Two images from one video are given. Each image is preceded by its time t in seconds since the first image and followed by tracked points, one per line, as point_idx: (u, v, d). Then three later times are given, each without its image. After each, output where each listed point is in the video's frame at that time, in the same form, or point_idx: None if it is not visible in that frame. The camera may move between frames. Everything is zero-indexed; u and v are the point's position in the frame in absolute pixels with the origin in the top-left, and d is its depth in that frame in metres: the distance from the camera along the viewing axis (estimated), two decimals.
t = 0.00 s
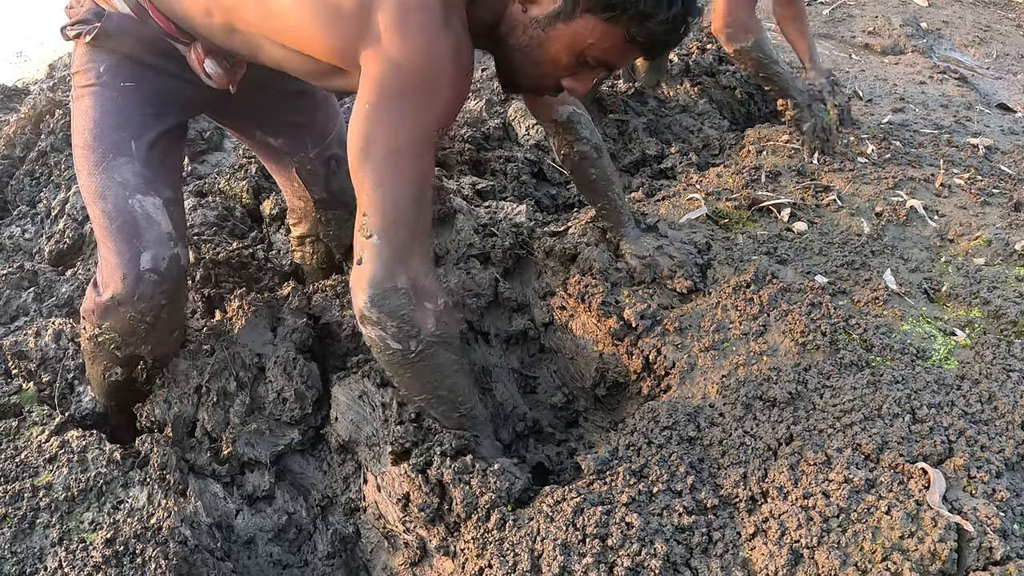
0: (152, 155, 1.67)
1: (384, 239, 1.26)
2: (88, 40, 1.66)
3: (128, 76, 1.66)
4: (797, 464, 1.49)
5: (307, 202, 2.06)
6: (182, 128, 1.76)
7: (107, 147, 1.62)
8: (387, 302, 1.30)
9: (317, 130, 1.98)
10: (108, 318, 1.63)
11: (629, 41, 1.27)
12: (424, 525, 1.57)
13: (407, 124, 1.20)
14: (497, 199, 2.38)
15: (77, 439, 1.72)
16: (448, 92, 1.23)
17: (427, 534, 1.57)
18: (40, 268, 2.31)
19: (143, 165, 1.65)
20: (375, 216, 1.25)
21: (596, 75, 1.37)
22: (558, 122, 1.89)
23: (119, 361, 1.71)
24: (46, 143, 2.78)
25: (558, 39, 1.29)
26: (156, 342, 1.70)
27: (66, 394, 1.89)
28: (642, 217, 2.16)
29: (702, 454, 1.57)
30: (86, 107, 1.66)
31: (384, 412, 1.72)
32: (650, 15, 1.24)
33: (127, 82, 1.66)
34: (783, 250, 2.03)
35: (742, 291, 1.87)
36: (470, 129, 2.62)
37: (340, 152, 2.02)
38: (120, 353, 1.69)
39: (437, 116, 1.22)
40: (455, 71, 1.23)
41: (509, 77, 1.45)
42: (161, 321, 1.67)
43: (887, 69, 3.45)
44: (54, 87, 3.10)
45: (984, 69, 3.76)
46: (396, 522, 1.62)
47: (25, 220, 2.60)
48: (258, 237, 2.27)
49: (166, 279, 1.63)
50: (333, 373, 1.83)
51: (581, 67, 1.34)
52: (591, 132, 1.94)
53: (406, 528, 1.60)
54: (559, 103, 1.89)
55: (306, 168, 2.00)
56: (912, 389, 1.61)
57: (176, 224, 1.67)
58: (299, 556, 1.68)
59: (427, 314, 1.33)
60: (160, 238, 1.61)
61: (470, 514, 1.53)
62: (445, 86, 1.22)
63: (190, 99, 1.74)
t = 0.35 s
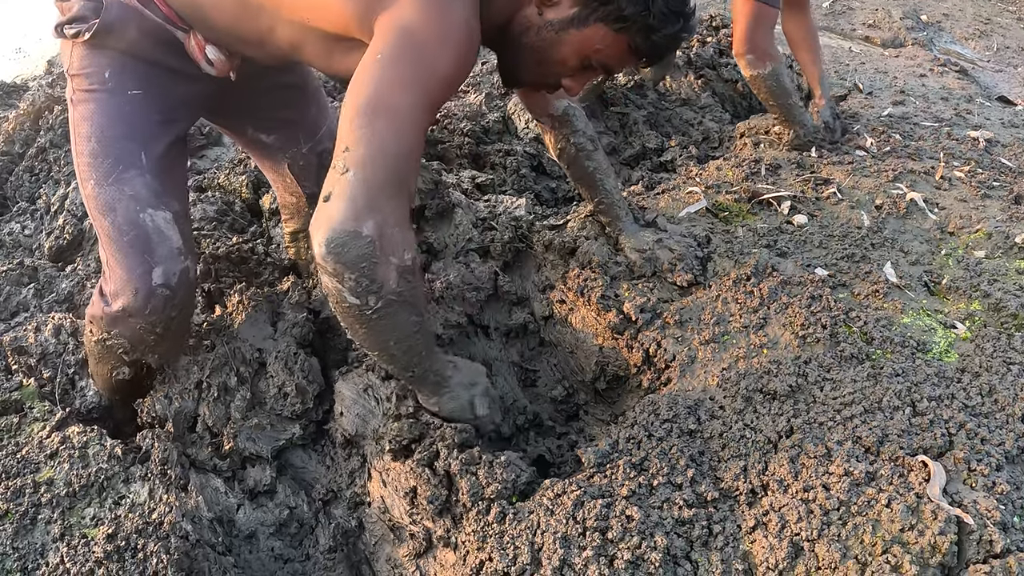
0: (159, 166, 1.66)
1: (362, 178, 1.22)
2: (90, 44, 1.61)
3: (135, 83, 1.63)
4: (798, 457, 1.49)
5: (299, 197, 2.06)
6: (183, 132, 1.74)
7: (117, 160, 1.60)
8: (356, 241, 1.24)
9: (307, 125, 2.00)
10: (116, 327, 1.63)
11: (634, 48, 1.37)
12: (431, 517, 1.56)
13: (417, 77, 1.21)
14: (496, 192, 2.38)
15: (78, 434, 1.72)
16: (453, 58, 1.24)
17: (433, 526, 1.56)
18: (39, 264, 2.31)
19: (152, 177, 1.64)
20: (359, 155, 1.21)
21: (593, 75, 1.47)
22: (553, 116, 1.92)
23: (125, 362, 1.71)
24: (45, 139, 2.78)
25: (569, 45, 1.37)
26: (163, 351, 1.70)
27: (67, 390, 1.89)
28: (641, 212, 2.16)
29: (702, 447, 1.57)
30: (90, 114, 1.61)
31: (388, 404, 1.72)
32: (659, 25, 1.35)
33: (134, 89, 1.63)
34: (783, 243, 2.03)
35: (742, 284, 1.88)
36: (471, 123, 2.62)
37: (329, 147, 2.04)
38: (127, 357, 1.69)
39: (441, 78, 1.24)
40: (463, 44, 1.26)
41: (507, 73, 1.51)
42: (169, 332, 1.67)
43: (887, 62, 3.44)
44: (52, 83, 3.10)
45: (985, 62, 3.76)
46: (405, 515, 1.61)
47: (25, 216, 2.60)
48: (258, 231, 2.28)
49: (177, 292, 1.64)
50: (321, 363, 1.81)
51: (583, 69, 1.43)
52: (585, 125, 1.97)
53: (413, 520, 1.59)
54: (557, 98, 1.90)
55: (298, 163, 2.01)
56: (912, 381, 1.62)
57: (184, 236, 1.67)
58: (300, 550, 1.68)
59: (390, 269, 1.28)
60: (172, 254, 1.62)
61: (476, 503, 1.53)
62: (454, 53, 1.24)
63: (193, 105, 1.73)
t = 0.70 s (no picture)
0: (137, 161, 1.68)
1: (447, 262, 1.36)
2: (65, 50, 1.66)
3: (111, 85, 1.67)
4: (798, 454, 1.50)
5: (296, 192, 2.08)
6: (161, 136, 1.78)
7: (97, 156, 1.63)
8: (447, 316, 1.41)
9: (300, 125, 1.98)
10: (106, 327, 1.63)
11: (612, 58, 1.40)
12: (431, 511, 1.56)
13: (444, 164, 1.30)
14: (497, 190, 2.38)
15: (80, 432, 1.72)
16: (470, 121, 1.31)
17: (433, 521, 1.56)
18: (40, 262, 2.32)
19: (131, 171, 1.66)
20: (427, 246, 1.34)
21: (570, 93, 1.50)
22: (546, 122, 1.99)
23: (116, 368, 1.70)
24: (46, 138, 2.78)
25: (549, 61, 1.40)
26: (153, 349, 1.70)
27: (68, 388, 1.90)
28: (641, 208, 2.17)
29: (703, 444, 1.58)
30: (67, 117, 1.65)
31: (394, 400, 1.71)
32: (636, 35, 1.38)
33: (110, 91, 1.67)
34: (783, 241, 2.03)
35: (743, 282, 1.88)
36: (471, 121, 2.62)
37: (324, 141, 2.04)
38: (118, 360, 1.69)
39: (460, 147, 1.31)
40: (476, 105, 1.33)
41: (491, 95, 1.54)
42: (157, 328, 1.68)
43: (887, 60, 3.44)
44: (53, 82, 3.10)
45: (985, 60, 3.75)
46: (405, 511, 1.61)
47: (25, 215, 2.61)
48: (259, 229, 2.28)
49: (161, 284, 1.65)
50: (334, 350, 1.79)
51: (565, 84, 1.46)
52: (578, 127, 2.05)
53: (413, 516, 1.60)
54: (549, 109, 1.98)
55: (292, 159, 2.00)
56: (913, 379, 1.62)
57: (166, 229, 1.69)
58: (301, 547, 1.69)
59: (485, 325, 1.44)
60: (153, 244, 1.63)
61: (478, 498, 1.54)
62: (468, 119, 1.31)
63: (170, 108, 1.76)
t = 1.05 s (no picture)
0: (104, 153, 1.71)
1: (258, 185, 1.15)
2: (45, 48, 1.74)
3: (84, 80, 1.73)
4: (799, 454, 1.50)
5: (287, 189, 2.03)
6: (138, 132, 1.81)
7: (66, 147, 1.67)
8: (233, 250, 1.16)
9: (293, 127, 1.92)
10: (72, 319, 1.66)
11: (568, 60, 1.39)
12: (426, 533, 1.57)
13: (305, 90, 1.16)
14: (497, 190, 2.39)
15: (80, 432, 1.72)
16: (349, 73, 1.21)
17: (428, 541, 1.57)
18: (41, 262, 2.32)
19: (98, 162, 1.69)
20: (240, 163, 1.15)
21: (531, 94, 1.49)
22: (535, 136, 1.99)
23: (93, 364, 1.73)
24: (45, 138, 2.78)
25: (500, 61, 1.39)
26: (122, 341, 1.72)
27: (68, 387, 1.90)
28: (641, 206, 2.17)
29: (704, 444, 1.58)
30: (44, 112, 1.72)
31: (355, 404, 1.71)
32: (592, 33, 1.36)
33: (83, 86, 1.73)
34: (783, 241, 2.03)
35: (743, 281, 1.88)
36: (471, 120, 2.61)
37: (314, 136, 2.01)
38: (90, 354, 1.72)
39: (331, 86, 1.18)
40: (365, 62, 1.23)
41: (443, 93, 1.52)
42: (121, 320, 1.69)
43: (887, 60, 3.45)
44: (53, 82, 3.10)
45: (985, 61, 3.76)
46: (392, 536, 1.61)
47: (25, 215, 2.61)
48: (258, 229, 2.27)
49: (121, 274, 1.66)
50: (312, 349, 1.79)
51: (519, 88, 1.44)
52: (568, 138, 2.05)
53: (402, 539, 1.60)
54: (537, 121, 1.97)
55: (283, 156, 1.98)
56: (914, 378, 1.62)
57: (130, 219, 1.69)
58: (301, 547, 1.67)
59: (255, 295, 1.19)
60: (112, 234, 1.64)
61: (469, 513, 1.52)
62: (346, 63, 1.20)
63: (145, 104, 1.80)
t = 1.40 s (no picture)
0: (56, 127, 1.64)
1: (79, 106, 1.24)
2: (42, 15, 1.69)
3: (66, 54, 1.66)
4: (798, 454, 1.50)
5: (281, 191, 2.02)
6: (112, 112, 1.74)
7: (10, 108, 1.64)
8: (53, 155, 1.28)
9: (287, 126, 1.88)
10: None
11: (533, 76, 1.31)
12: (429, 517, 1.55)
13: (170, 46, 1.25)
14: (496, 191, 2.40)
15: (80, 433, 1.72)
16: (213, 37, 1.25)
17: (431, 527, 1.55)
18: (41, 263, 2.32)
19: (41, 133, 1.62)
20: (59, 88, 1.25)
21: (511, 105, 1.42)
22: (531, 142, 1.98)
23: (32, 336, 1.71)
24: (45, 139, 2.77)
25: (460, 76, 1.34)
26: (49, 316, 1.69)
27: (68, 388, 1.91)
28: (638, 206, 2.17)
29: (703, 444, 1.58)
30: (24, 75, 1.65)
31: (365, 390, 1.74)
32: (558, 46, 1.25)
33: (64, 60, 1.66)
34: (783, 241, 2.03)
35: (742, 282, 1.87)
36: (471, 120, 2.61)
37: (309, 145, 1.96)
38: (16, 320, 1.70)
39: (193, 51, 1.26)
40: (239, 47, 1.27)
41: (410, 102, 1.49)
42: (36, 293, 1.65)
43: (886, 61, 3.45)
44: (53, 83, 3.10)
45: (984, 61, 3.76)
46: (399, 522, 1.59)
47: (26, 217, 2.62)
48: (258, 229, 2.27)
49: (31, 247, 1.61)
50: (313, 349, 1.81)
51: (486, 101, 1.39)
52: (568, 146, 2.03)
53: (409, 524, 1.58)
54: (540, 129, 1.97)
55: (275, 159, 1.93)
56: (912, 378, 1.62)
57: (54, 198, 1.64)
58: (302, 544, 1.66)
59: (53, 181, 1.32)
60: (27, 205, 1.60)
61: (475, 498, 1.54)
62: (220, 39, 1.26)
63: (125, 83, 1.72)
